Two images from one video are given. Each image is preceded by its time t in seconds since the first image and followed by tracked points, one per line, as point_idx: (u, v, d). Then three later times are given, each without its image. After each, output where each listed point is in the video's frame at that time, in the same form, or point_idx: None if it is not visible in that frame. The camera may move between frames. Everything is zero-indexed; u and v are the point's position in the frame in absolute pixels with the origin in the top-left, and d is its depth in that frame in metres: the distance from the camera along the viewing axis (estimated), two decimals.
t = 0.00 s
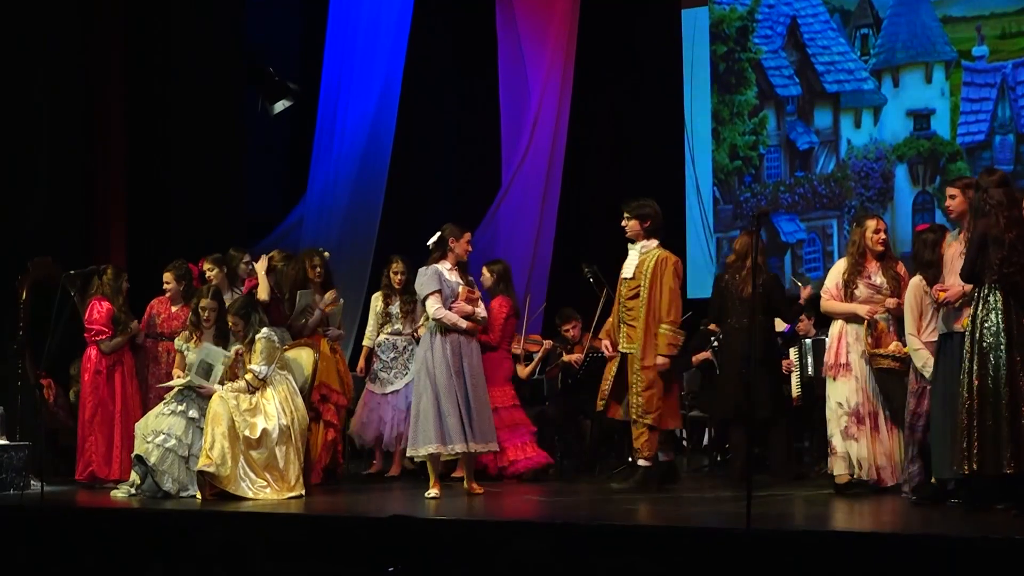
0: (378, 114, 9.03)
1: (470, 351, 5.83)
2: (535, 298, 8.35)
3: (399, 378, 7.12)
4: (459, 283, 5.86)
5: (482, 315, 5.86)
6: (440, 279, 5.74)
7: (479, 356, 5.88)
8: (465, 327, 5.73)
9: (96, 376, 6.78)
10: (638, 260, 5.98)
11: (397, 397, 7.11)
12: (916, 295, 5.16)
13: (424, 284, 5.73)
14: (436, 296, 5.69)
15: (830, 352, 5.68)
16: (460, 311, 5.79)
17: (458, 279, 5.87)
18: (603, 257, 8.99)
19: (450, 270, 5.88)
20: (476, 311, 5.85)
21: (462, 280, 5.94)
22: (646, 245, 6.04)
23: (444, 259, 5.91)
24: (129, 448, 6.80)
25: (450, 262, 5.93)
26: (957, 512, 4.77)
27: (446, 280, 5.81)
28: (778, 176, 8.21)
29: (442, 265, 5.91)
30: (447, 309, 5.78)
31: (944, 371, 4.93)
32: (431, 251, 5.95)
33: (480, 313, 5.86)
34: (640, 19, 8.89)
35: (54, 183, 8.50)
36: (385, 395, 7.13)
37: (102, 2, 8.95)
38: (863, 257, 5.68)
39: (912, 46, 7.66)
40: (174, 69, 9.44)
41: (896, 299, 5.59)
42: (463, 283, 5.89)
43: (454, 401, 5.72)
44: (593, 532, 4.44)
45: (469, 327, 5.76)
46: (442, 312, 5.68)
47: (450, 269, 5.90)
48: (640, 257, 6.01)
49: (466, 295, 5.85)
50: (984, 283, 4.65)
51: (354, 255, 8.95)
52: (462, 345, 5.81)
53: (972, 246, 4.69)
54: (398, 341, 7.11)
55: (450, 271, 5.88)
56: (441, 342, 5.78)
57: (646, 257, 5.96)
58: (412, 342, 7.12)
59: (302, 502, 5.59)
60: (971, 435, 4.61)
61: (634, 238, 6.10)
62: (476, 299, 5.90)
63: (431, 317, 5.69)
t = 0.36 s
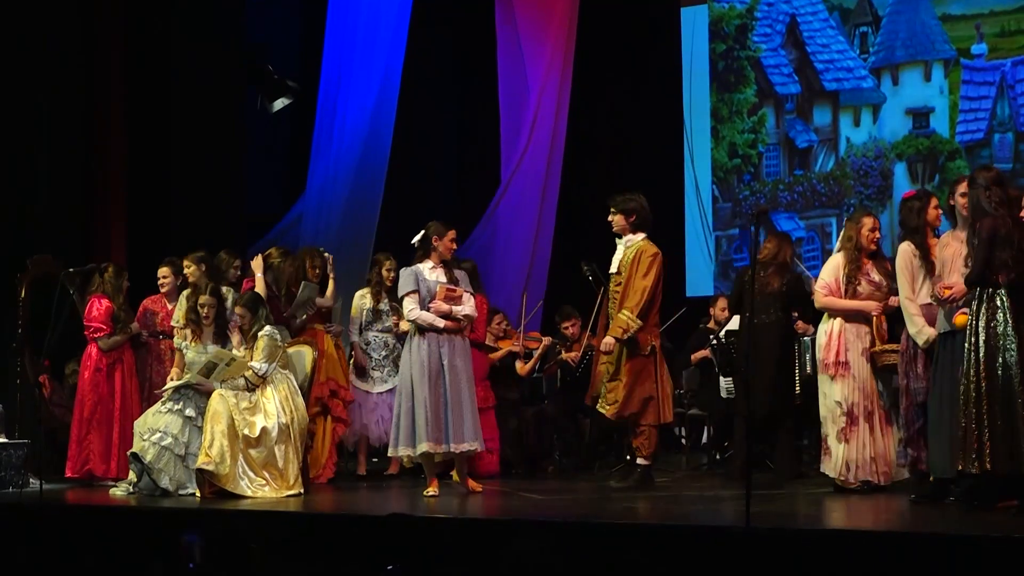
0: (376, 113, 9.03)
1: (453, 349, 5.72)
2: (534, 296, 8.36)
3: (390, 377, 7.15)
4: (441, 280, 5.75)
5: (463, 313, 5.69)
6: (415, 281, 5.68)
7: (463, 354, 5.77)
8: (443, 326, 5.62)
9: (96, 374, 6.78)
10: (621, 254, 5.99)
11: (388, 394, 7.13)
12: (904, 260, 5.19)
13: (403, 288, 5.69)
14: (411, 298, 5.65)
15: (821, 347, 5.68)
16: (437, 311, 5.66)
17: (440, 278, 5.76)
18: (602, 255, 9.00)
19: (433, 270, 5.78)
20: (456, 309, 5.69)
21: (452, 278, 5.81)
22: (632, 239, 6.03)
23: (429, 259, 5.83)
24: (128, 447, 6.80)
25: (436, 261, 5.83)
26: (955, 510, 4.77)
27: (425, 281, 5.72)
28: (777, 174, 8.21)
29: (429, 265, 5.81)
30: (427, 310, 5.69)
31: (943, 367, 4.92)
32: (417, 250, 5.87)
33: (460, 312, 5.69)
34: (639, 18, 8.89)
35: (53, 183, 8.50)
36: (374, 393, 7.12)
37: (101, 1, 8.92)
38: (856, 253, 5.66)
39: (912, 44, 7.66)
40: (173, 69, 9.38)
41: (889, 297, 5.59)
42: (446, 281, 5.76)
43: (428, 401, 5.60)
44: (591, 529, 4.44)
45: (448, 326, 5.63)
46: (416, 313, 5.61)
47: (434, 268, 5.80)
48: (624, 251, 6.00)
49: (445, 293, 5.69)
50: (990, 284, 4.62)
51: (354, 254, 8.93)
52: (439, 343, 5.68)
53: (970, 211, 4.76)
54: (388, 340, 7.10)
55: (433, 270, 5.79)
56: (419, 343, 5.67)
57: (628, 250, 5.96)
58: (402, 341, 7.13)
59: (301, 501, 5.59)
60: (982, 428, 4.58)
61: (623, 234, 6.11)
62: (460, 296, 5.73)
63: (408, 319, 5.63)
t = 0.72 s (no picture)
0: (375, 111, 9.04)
1: (442, 346, 5.69)
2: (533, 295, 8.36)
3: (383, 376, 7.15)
4: (430, 280, 5.75)
5: (447, 311, 5.65)
6: (401, 283, 5.74)
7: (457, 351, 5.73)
8: (426, 326, 5.63)
9: (96, 371, 6.79)
10: (609, 254, 5.99)
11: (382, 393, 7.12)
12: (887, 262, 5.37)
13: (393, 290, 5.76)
14: (399, 300, 5.72)
15: (824, 342, 5.56)
16: (421, 311, 5.66)
17: (428, 277, 5.75)
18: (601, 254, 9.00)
19: (423, 269, 5.78)
20: (438, 307, 5.66)
21: (444, 276, 5.78)
22: (618, 238, 6.04)
23: (422, 259, 5.83)
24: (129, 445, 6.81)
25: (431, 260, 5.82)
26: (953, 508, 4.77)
27: (413, 282, 5.74)
28: (775, 172, 8.21)
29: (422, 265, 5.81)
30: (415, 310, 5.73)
31: (941, 366, 4.92)
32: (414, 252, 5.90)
33: (444, 310, 5.66)
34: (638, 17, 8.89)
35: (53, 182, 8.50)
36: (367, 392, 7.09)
37: (100, 1, 8.95)
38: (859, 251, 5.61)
39: (910, 43, 7.66)
40: (173, 69, 9.39)
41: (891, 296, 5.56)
42: (434, 280, 5.75)
43: (408, 400, 5.62)
44: (591, 529, 4.44)
45: (432, 325, 5.64)
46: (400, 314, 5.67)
47: (425, 268, 5.80)
48: (611, 251, 6.01)
49: (428, 292, 5.68)
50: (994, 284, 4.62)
51: (353, 252, 8.98)
52: (423, 342, 5.69)
53: (969, 211, 4.75)
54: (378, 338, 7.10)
55: (423, 269, 5.79)
56: (409, 343, 5.71)
57: (614, 251, 5.96)
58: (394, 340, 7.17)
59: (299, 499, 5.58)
60: (986, 421, 4.53)
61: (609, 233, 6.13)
62: (446, 294, 5.70)
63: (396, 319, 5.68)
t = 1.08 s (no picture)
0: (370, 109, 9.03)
1: (443, 348, 5.68)
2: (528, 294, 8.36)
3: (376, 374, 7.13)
4: (433, 282, 5.75)
5: (449, 312, 5.65)
6: (406, 286, 5.75)
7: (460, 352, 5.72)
8: (429, 328, 5.62)
9: (87, 371, 6.84)
10: (594, 253, 5.94)
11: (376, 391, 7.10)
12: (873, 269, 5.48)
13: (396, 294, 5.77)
14: (404, 302, 5.74)
15: (838, 340, 5.55)
16: (424, 313, 5.66)
17: (431, 280, 5.75)
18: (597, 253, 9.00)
19: (428, 272, 5.78)
20: (440, 309, 5.65)
21: (447, 279, 5.78)
22: (600, 239, 5.99)
23: (425, 262, 5.83)
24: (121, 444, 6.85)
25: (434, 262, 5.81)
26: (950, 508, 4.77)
27: (416, 285, 5.75)
28: (771, 172, 8.21)
29: (426, 267, 5.82)
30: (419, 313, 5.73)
31: (931, 365, 4.92)
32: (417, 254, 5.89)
33: (446, 312, 5.65)
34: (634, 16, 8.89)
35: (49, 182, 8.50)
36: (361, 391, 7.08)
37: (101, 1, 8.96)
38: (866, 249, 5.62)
39: (905, 42, 7.66)
40: (173, 69, 9.43)
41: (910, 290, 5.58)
42: (436, 282, 5.74)
43: (410, 400, 5.63)
44: (590, 529, 4.44)
45: (435, 327, 5.63)
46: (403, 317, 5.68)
47: (429, 270, 5.79)
48: (595, 251, 5.96)
49: (429, 294, 5.68)
50: (991, 284, 4.63)
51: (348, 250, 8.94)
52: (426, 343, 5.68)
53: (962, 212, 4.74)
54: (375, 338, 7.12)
55: (427, 272, 5.78)
56: (412, 344, 5.72)
57: (601, 249, 5.92)
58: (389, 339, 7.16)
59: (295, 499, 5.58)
60: (990, 420, 4.53)
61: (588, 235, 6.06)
62: (448, 296, 5.69)
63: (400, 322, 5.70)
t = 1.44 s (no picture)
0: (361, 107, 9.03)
1: (449, 348, 5.71)
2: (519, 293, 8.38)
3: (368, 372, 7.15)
4: (435, 281, 5.75)
5: (455, 312, 5.67)
6: (407, 285, 5.71)
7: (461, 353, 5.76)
8: (434, 327, 5.61)
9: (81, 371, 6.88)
10: (566, 253, 5.91)
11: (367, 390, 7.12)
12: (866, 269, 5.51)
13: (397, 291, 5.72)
14: (406, 301, 5.68)
15: (852, 339, 5.49)
16: (429, 312, 5.64)
17: (434, 279, 5.75)
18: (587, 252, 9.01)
19: (428, 271, 5.77)
20: (447, 309, 5.67)
21: (448, 279, 5.79)
22: (572, 239, 5.98)
23: (424, 261, 5.82)
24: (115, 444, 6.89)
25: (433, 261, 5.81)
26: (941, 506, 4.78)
27: (419, 284, 5.72)
28: (761, 170, 8.23)
29: (425, 266, 5.81)
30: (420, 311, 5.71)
31: (912, 363, 4.92)
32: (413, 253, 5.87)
33: (452, 312, 5.67)
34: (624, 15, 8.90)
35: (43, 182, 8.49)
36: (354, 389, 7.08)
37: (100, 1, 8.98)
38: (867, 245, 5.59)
39: (894, 41, 7.67)
40: (174, 69, 9.50)
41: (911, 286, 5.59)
42: (439, 282, 5.75)
43: (422, 399, 5.59)
44: (584, 529, 4.45)
45: (440, 327, 5.63)
46: (405, 315, 5.64)
47: (429, 270, 5.79)
48: (567, 250, 5.95)
49: (435, 294, 5.66)
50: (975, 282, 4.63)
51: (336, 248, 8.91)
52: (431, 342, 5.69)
53: (950, 212, 4.76)
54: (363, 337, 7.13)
55: (428, 271, 5.77)
56: (413, 343, 5.68)
57: (572, 250, 5.90)
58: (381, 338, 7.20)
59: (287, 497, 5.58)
60: (974, 419, 4.53)
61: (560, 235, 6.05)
62: (453, 296, 5.70)
63: (401, 321, 5.66)
